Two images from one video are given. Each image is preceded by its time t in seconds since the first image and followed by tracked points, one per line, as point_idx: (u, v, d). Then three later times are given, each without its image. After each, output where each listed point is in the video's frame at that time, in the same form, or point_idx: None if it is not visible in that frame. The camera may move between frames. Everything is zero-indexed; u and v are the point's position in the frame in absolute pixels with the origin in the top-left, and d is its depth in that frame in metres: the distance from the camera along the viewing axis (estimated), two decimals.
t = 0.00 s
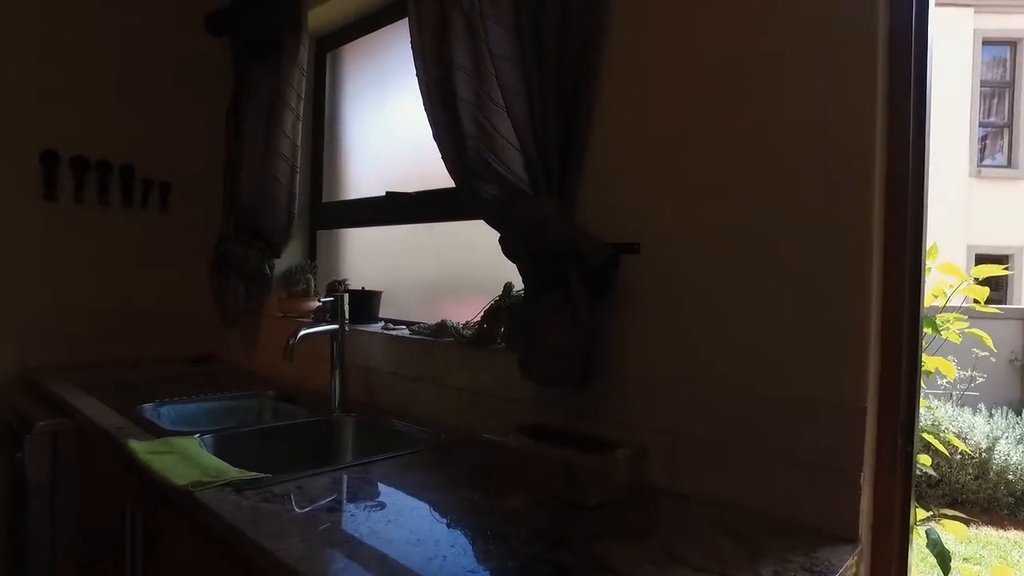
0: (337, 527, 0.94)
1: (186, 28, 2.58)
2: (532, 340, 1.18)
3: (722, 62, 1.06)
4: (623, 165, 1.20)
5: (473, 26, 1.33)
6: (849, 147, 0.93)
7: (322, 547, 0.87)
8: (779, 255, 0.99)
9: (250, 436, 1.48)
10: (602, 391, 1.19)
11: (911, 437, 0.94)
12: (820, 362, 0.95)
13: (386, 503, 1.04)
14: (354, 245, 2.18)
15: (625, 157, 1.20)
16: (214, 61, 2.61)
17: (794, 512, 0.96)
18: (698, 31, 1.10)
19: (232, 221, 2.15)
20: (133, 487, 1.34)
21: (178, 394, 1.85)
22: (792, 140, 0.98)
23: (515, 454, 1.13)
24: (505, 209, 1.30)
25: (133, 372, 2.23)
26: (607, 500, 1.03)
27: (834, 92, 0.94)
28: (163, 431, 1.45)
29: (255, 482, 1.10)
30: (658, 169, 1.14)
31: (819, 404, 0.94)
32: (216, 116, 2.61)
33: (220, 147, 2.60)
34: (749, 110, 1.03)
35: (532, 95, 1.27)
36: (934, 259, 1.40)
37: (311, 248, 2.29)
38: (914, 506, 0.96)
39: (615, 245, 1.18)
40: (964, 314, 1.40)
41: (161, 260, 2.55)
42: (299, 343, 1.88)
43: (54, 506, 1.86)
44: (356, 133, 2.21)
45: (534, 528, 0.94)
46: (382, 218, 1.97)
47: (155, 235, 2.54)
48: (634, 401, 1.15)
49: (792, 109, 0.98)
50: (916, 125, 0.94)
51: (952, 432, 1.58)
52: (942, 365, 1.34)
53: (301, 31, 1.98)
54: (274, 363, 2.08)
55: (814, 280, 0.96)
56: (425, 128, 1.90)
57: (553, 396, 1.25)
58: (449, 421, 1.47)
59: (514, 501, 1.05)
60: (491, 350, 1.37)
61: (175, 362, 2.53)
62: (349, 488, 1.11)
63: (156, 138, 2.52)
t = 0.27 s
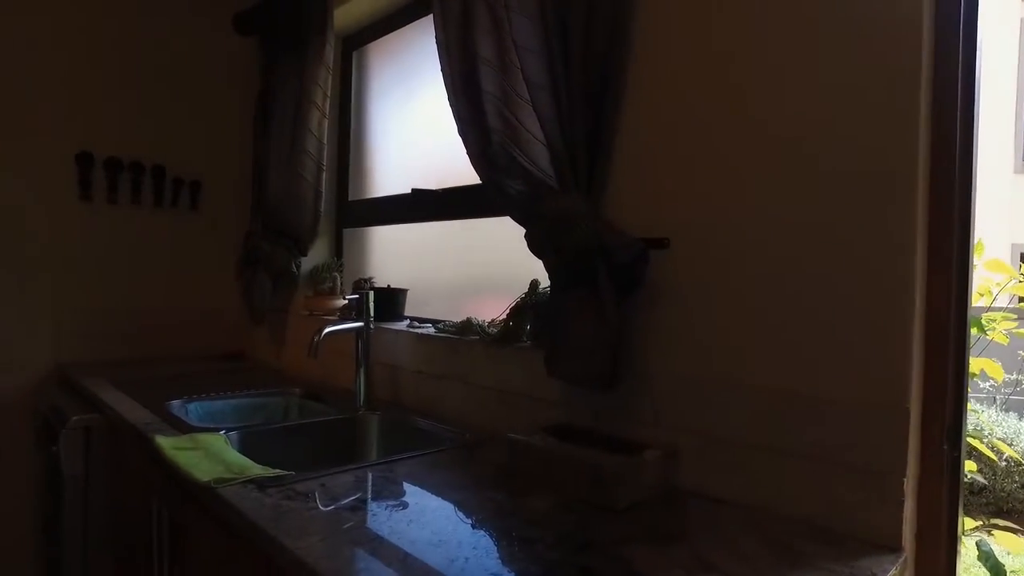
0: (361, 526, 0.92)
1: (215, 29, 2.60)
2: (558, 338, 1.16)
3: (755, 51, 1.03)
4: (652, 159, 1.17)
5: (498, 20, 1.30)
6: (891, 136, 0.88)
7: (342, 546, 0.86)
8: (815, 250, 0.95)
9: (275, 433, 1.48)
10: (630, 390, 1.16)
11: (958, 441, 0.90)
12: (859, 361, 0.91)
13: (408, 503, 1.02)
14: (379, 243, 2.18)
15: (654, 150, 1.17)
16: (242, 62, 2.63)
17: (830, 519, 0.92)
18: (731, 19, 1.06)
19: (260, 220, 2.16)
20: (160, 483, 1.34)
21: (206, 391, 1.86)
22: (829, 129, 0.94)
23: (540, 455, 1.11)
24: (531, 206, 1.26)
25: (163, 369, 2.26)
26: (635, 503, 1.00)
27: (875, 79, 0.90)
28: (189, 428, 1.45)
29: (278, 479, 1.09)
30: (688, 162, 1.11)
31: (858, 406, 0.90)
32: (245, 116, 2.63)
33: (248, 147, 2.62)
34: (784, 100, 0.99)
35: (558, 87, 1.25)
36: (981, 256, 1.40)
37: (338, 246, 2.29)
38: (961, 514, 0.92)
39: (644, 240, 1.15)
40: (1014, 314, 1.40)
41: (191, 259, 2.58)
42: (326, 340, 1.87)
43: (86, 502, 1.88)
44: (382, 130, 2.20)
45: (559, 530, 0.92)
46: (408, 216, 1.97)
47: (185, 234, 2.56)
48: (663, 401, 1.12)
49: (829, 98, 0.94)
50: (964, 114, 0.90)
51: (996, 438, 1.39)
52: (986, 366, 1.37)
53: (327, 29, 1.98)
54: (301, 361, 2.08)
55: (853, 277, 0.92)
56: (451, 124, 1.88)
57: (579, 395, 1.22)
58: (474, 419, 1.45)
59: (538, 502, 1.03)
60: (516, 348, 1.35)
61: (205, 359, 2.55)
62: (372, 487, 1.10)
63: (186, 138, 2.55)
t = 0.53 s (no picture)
0: (388, 524, 0.91)
1: (248, 30, 2.63)
2: (587, 335, 1.13)
3: (795, 37, 0.99)
4: (685, 151, 1.13)
5: (526, 11, 1.28)
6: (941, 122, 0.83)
7: (365, 545, 0.84)
8: (857, 243, 0.91)
9: (304, 430, 1.47)
10: (661, 388, 1.13)
11: (1014, 447, 0.85)
12: (905, 361, 0.86)
13: (433, 502, 1.00)
14: (409, 240, 2.17)
15: (688, 142, 1.13)
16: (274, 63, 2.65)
17: (873, 526, 0.87)
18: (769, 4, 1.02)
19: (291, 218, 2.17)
20: (190, 478, 1.35)
21: (237, 388, 1.87)
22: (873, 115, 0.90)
23: (569, 455, 1.08)
24: (561, 200, 1.26)
25: (196, 366, 2.28)
26: (666, 506, 0.97)
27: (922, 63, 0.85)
28: (219, 424, 1.46)
29: (304, 477, 1.08)
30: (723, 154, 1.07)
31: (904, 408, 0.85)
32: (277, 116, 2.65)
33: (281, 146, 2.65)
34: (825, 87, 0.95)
35: (588, 78, 1.21)
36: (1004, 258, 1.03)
37: (368, 244, 2.30)
38: (1017, 524, 0.86)
39: (677, 235, 1.12)
40: None
41: (224, 257, 2.61)
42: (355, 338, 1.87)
43: (121, 498, 1.90)
44: (411, 128, 2.20)
45: (587, 533, 0.89)
46: (437, 214, 1.95)
47: (219, 233, 2.59)
48: (696, 402, 1.08)
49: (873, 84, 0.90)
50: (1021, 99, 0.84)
51: None
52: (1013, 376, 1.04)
53: (356, 26, 1.98)
54: (331, 359, 2.08)
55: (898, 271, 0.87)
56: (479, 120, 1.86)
57: (609, 393, 1.20)
58: (502, 418, 1.43)
59: (567, 504, 1.00)
60: (545, 346, 1.32)
61: (238, 356, 2.58)
62: (399, 486, 1.08)
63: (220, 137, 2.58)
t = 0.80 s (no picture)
0: (417, 528, 0.88)
1: (278, 30, 2.64)
2: (621, 334, 1.09)
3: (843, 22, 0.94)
4: (725, 144, 1.09)
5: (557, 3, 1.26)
6: (1004, 110, 0.79)
7: (393, 550, 0.82)
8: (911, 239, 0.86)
9: (332, 430, 1.46)
10: (697, 391, 1.08)
11: None
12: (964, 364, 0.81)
13: (463, 506, 0.97)
14: (438, 239, 2.15)
15: (727, 135, 1.09)
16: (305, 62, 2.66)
17: (928, 538, 0.83)
18: None
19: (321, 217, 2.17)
20: (219, 477, 1.34)
21: (267, 387, 1.87)
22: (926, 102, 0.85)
23: (603, 458, 1.05)
24: (594, 195, 1.24)
25: (227, 364, 2.29)
26: (706, 513, 0.93)
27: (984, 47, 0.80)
28: (247, 422, 1.45)
29: (330, 477, 1.06)
30: (766, 147, 1.03)
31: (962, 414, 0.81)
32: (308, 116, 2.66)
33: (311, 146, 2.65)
34: (876, 75, 0.90)
35: (622, 68, 1.16)
36: None
37: (397, 243, 2.28)
38: None
39: (715, 231, 1.07)
40: None
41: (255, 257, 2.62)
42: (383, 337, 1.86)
43: (153, 496, 1.90)
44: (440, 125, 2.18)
45: (623, 541, 0.85)
46: (466, 212, 1.93)
47: (250, 233, 2.61)
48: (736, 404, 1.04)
49: (930, 71, 0.85)
50: None
51: None
52: None
53: (386, 23, 1.97)
54: (359, 358, 2.07)
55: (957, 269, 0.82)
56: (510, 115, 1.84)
57: (644, 394, 1.16)
58: (533, 419, 1.40)
59: (600, 509, 0.96)
60: (577, 345, 1.29)
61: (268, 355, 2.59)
62: (427, 488, 1.06)
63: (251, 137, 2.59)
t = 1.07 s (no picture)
0: (442, 539, 0.84)
1: (303, 29, 2.62)
2: (655, 336, 1.04)
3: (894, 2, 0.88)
4: (765, 135, 1.03)
5: None
6: None
7: (416, 562, 0.77)
8: (971, 233, 0.80)
9: (356, 433, 1.43)
10: (735, 395, 1.03)
11: None
12: None
13: (490, 516, 0.93)
14: (463, 238, 2.11)
15: (767, 125, 1.03)
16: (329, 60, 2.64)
17: (992, 557, 0.76)
18: None
19: (345, 216, 2.15)
20: (240, 480, 1.31)
21: (290, 388, 1.85)
22: (987, 84, 0.79)
23: (636, 466, 0.99)
24: (628, 192, 1.18)
25: (252, 365, 2.28)
26: (747, 527, 0.87)
27: None
28: (269, 424, 1.42)
29: (353, 482, 1.03)
30: (809, 137, 0.97)
31: None
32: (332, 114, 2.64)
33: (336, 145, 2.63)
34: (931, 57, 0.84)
35: (655, 57, 1.11)
36: None
37: (422, 242, 2.25)
38: None
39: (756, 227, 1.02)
40: None
41: (279, 256, 2.61)
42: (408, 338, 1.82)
43: (177, 497, 1.89)
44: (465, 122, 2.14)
45: (659, 556, 0.80)
46: (492, 210, 1.89)
47: (274, 232, 2.60)
48: (776, 410, 0.98)
49: (991, 50, 0.78)
50: None
51: None
52: None
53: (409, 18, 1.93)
54: (384, 359, 2.04)
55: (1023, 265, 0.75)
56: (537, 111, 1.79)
57: (678, 399, 1.10)
58: (562, 424, 1.35)
59: (634, 521, 0.91)
60: (608, 347, 1.24)
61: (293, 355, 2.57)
62: (453, 495, 1.01)
63: (274, 136, 2.58)
